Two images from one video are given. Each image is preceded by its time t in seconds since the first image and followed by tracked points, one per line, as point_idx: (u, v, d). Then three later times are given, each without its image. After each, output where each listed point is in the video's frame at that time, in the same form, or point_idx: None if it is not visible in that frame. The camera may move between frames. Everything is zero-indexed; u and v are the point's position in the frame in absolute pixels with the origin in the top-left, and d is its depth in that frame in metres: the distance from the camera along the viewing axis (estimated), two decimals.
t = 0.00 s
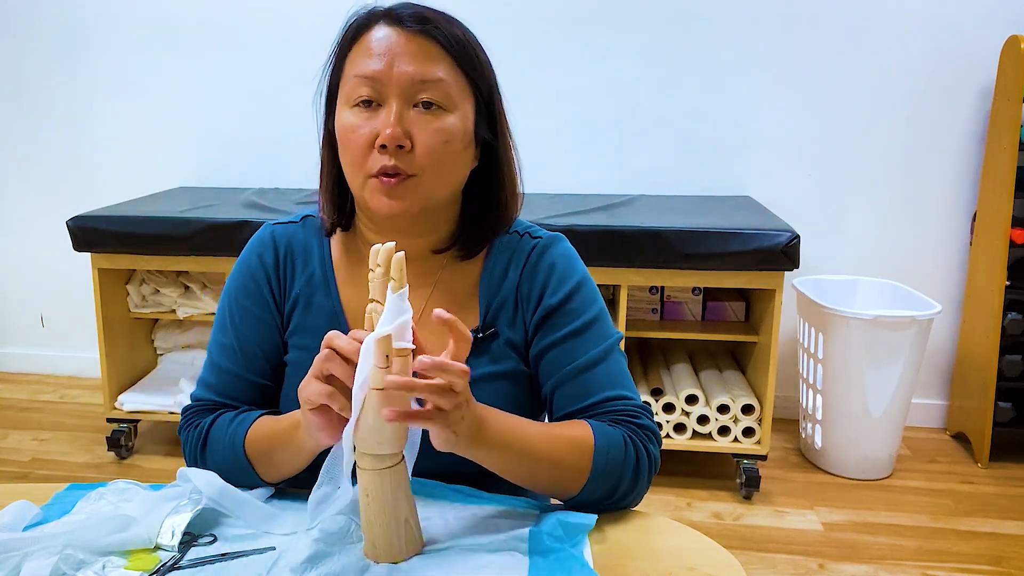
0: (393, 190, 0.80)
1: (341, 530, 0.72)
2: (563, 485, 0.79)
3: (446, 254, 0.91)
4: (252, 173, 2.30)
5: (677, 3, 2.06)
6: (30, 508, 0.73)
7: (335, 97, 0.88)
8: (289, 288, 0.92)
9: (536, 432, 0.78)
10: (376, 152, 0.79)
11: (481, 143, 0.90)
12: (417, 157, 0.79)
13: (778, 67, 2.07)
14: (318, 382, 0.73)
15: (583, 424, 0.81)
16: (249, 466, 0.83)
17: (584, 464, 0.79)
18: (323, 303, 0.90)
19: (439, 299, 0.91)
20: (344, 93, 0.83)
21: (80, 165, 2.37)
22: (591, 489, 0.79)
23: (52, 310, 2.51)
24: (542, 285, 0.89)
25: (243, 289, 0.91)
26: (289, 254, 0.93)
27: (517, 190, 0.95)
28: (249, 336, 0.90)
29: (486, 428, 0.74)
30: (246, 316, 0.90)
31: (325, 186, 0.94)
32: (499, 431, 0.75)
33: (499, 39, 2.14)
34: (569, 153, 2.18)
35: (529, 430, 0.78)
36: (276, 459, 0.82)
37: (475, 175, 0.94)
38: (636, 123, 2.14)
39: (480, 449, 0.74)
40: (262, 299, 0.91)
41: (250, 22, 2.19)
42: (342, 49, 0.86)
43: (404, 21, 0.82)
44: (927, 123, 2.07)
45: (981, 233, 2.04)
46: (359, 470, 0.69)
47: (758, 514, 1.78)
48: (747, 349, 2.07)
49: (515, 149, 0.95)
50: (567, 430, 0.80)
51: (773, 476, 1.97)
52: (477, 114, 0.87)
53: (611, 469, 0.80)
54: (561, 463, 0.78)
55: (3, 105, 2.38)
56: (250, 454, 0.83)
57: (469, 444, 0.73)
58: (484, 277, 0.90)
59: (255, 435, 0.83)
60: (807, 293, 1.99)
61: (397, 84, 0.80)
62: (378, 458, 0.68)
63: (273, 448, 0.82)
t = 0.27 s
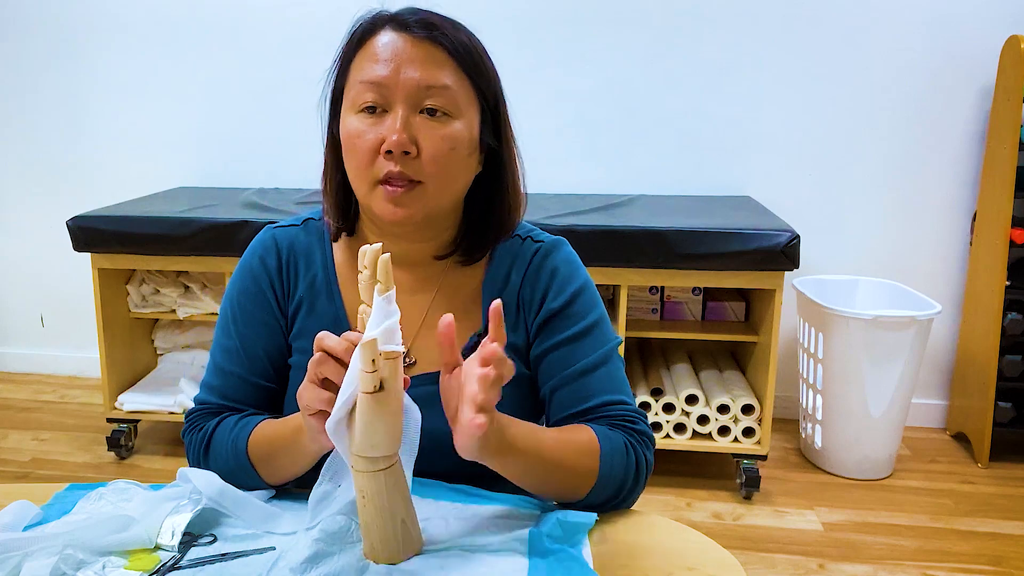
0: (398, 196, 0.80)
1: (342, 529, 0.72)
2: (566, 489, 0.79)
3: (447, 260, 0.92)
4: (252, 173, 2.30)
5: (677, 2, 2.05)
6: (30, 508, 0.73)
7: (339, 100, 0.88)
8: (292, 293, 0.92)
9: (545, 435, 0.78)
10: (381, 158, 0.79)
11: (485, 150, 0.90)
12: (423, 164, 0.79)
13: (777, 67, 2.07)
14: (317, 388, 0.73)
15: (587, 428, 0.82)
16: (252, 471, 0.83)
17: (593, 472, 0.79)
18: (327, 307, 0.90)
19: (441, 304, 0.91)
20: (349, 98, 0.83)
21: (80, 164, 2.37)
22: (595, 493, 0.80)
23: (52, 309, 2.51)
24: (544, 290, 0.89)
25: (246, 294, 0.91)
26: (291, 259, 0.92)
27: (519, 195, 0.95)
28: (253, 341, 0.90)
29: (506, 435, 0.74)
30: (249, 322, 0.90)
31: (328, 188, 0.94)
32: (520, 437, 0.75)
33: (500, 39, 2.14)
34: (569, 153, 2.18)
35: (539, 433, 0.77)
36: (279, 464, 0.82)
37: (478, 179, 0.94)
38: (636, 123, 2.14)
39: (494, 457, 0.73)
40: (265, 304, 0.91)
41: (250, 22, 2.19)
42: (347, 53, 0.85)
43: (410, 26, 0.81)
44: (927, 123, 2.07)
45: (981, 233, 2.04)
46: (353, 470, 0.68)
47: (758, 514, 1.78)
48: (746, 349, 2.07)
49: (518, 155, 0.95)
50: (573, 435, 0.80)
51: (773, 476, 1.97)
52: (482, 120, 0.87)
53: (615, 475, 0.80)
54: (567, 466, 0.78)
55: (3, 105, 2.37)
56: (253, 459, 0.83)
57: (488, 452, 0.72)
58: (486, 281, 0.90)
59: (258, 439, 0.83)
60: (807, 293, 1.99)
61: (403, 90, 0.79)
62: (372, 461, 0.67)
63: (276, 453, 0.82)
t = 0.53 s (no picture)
0: (407, 204, 0.80)
1: (342, 529, 0.72)
2: (563, 493, 0.78)
3: (455, 262, 0.91)
4: (252, 173, 2.30)
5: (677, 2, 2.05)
6: (30, 508, 0.73)
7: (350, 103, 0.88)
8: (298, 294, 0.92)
9: (537, 442, 0.77)
10: (391, 166, 0.79)
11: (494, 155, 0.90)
12: (432, 172, 0.79)
13: (777, 67, 2.07)
14: (318, 389, 0.73)
15: (583, 436, 0.81)
16: (253, 471, 0.83)
17: (586, 472, 0.79)
18: (332, 308, 0.90)
19: (447, 304, 0.90)
20: (359, 104, 0.82)
21: (80, 164, 2.37)
22: (593, 498, 0.79)
23: (52, 309, 2.51)
24: (548, 289, 0.90)
25: (253, 294, 0.91)
26: (298, 261, 0.92)
27: (528, 197, 0.95)
28: (259, 341, 0.90)
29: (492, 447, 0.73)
30: (255, 321, 0.90)
31: (340, 189, 0.94)
32: (508, 448, 0.75)
33: (499, 39, 2.13)
34: (569, 153, 2.18)
35: (528, 441, 0.77)
36: (280, 465, 0.82)
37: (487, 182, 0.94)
38: (636, 123, 2.14)
39: (479, 466, 0.73)
40: (273, 304, 0.91)
41: (250, 22, 2.19)
42: (358, 58, 0.85)
43: (420, 32, 0.81)
44: (927, 123, 2.07)
45: (981, 233, 2.04)
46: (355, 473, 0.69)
47: (758, 514, 1.78)
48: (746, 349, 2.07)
49: (527, 159, 0.95)
50: (566, 443, 0.80)
51: (772, 476, 1.97)
52: (491, 126, 0.86)
53: (613, 479, 0.80)
54: (563, 471, 0.77)
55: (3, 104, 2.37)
56: (254, 460, 0.83)
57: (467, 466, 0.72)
58: (491, 280, 0.90)
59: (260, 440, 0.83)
60: (807, 293, 1.99)
61: (414, 98, 0.79)
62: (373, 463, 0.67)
63: (278, 454, 0.82)
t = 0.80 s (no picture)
0: (418, 206, 0.80)
1: (342, 529, 0.72)
2: (564, 490, 0.78)
3: (464, 260, 0.92)
4: (251, 172, 2.30)
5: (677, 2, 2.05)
6: (30, 508, 0.73)
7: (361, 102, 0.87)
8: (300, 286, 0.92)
9: (538, 440, 0.77)
10: (403, 169, 0.79)
11: (501, 157, 0.90)
12: (444, 176, 0.79)
13: (777, 66, 2.07)
14: (299, 381, 0.74)
15: (586, 436, 0.81)
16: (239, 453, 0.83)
17: (588, 470, 0.78)
18: (334, 303, 0.90)
19: (451, 301, 0.90)
20: (371, 105, 0.82)
21: (80, 164, 2.37)
22: (595, 496, 0.79)
23: (52, 309, 2.51)
24: (550, 290, 0.90)
25: (254, 288, 0.91)
26: (300, 256, 0.92)
27: (535, 198, 0.95)
28: (258, 333, 0.90)
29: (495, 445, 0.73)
30: (256, 314, 0.90)
31: (347, 186, 0.94)
32: (509, 444, 0.74)
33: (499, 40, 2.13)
34: (569, 153, 2.18)
35: (530, 438, 0.76)
36: (266, 446, 0.83)
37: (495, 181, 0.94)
38: (636, 123, 2.14)
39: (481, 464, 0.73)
40: (274, 297, 0.91)
41: (250, 22, 2.19)
42: (370, 57, 0.84)
43: (434, 34, 0.80)
44: (927, 123, 2.07)
45: (981, 233, 2.04)
46: (353, 472, 0.69)
47: (758, 514, 1.78)
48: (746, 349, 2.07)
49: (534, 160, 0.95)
50: (567, 443, 0.79)
51: (773, 476, 1.97)
52: (502, 128, 0.86)
53: (613, 477, 0.80)
54: (564, 469, 0.77)
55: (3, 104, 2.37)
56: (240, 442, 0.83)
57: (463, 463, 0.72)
58: (494, 280, 0.90)
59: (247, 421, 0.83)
60: (807, 293, 1.99)
61: (427, 103, 0.78)
62: (371, 461, 0.68)
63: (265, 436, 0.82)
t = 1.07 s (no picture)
0: (422, 202, 0.80)
1: (342, 530, 0.73)
2: (551, 480, 0.77)
3: (472, 256, 0.93)
4: (252, 172, 2.30)
5: (677, 3, 2.05)
6: (31, 508, 0.73)
7: (370, 97, 0.88)
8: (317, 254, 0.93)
9: (527, 431, 0.76)
10: (407, 165, 0.79)
11: (507, 154, 0.90)
12: (448, 173, 0.79)
13: (777, 67, 2.07)
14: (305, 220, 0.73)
15: (580, 429, 0.80)
16: (227, 343, 0.82)
17: (580, 467, 0.77)
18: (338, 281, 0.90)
19: (457, 292, 0.91)
20: (378, 101, 0.82)
21: (80, 164, 2.37)
22: (586, 491, 0.78)
23: (53, 310, 2.51)
24: (554, 285, 0.89)
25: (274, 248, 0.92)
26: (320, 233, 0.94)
27: (541, 194, 0.95)
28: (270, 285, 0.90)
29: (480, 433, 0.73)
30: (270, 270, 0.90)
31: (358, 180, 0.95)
32: (494, 435, 0.74)
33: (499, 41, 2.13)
34: (569, 153, 2.18)
35: (519, 430, 0.76)
36: (254, 329, 0.82)
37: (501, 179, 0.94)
38: (636, 123, 2.14)
39: (473, 454, 0.73)
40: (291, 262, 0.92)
41: (250, 22, 2.19)
42: (379, 53, 0.84)
43: (442, 32, 0.80)
44: (927, 123, 2.07)
45: (980, 233, 2.04)
46: (347, 469, 0.70)
47: (758, 514, 1.78)
48: (746, 349, 2.07)
49: (541, 157, 0.95)
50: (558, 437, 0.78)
51: (772, 476, 1.97)
52: (508, 126, 0.86)
53: (606, 472, 0.78)
54: (552, 458, 0.76)
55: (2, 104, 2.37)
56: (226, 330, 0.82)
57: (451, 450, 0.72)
58: (499, 276, 0.90)
59: (230, 308, 0.82)
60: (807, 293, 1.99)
61: (433, 100, 0.78)
62: (363, 456, 0.69)
63: (254, 320, 0.81)
